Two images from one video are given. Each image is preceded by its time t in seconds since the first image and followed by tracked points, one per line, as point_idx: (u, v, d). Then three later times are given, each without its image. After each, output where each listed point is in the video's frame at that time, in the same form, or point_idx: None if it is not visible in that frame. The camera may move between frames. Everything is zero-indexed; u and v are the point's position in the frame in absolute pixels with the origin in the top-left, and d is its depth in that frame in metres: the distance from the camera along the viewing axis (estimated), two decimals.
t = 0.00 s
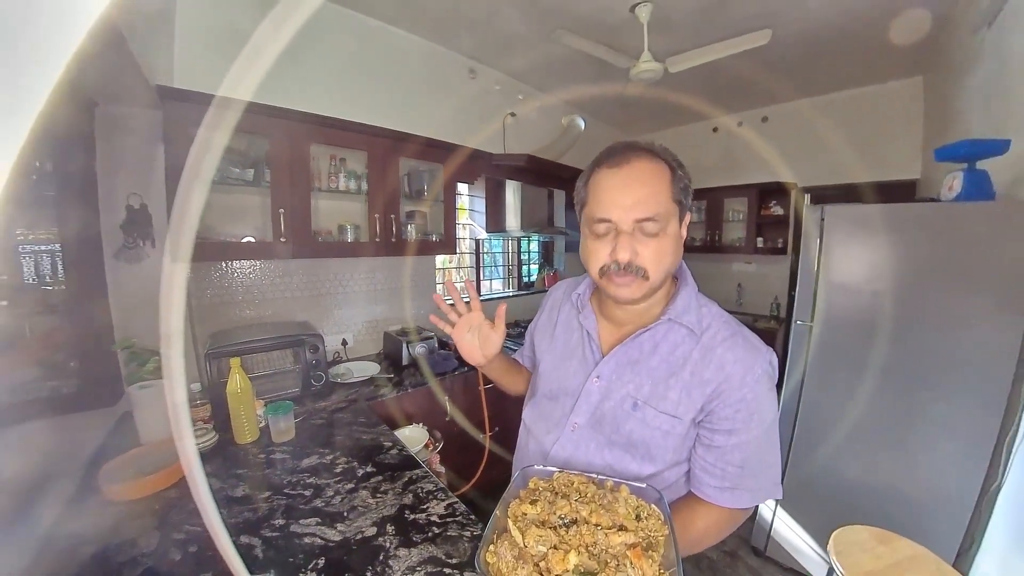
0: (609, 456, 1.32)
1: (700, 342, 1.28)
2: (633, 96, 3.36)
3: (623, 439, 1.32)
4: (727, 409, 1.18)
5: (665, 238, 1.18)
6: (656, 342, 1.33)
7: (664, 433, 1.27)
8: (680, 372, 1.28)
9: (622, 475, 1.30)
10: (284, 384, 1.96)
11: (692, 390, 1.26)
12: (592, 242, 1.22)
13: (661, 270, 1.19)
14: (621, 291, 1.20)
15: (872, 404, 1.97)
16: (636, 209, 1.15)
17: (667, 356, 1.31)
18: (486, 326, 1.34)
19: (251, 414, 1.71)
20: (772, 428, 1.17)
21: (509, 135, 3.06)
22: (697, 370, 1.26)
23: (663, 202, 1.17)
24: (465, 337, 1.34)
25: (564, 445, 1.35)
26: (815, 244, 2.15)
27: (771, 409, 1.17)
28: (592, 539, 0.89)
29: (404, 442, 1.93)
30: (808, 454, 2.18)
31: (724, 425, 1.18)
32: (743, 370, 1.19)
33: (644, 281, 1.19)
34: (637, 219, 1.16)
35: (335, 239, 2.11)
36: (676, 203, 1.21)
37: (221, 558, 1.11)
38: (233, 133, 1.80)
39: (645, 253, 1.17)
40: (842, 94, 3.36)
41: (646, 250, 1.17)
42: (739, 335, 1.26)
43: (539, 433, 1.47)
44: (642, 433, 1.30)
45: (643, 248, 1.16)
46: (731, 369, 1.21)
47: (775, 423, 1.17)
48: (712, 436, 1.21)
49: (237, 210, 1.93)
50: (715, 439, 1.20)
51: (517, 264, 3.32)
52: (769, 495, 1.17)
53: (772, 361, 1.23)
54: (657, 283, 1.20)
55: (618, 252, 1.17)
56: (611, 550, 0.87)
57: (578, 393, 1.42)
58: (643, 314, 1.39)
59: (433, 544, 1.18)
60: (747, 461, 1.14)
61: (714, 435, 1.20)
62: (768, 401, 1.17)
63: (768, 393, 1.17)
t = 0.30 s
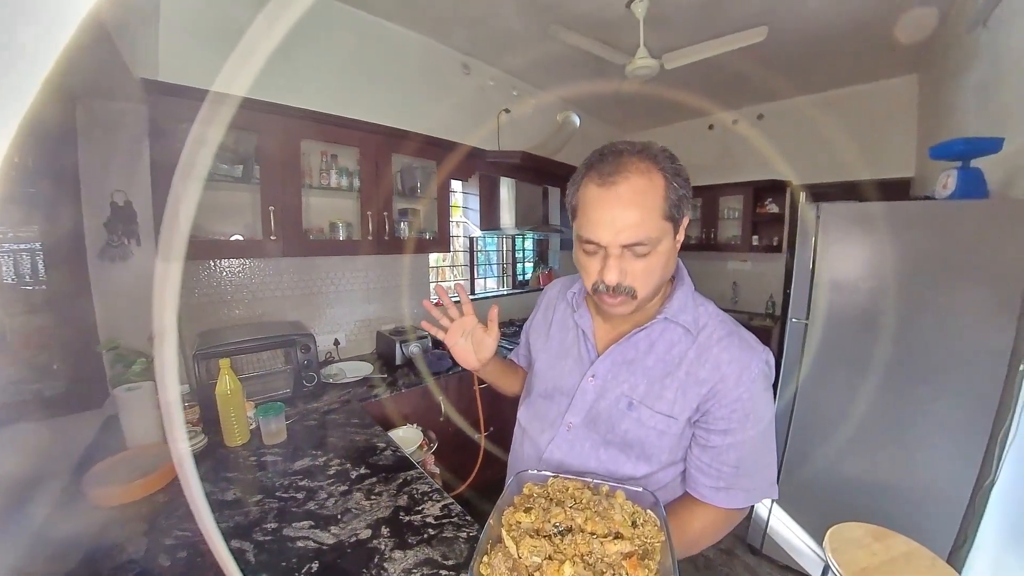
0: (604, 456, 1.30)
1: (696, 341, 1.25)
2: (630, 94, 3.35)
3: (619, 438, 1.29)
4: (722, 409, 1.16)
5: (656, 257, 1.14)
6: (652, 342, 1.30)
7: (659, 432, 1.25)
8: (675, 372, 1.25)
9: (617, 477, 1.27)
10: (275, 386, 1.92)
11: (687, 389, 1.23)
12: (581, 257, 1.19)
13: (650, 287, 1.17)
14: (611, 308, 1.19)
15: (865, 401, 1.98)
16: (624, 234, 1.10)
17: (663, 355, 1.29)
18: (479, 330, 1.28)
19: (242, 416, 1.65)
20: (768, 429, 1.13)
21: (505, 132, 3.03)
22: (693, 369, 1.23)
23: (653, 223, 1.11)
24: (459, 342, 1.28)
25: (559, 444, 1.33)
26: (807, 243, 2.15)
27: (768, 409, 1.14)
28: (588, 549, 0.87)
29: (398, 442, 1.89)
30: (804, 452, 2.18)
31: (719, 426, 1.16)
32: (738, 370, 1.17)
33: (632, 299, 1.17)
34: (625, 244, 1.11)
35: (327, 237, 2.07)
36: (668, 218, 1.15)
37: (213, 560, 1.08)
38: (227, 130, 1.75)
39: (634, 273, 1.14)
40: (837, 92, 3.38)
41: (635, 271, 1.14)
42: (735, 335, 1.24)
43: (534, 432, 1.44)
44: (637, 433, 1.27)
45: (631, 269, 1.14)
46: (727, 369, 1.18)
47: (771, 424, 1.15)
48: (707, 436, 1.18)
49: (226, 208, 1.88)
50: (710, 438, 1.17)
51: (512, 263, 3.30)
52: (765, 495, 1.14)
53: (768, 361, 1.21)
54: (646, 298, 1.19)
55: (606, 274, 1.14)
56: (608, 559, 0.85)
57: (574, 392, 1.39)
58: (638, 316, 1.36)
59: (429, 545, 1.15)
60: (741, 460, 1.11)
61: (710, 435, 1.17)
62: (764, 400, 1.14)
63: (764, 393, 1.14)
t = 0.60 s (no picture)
0: (607, 453, 1.25)
1: (698, 337, 1.21)
2: (627, 90, 3.35)
3: (622, 435, 1.24)
4: (725, 404, 1.12)
5: (665, 254, 1.11)
6: (654, 338, 1.25)
7: (662, 428, 1.20)
8: (678, 368, 1.21)
9: (621, 472, 1.22)
10: (268, 387, 1.87)
11: (690, 384, 1.19)
12: (589, 256, 1.15)
13: (659, 284, 1.14)
14: (620, 307, 1.16)
15: (861, 398, 1.98)
16: (634, 232, 1.07)
17: (665, 351, 1.24)
18: (482, 328, 1.24)
19: (235, 419, 1.60)
20: (770, 424, 1.09)
21: (500, 129, 3.00)
22: (695, 365, 1.19)
23: (662, 220, 1.08)
24: (461, 340, 1.24)
25: (561, 441, 1.27)
26: (806, 240, 2.16)
27: (769, 404, 1.10)
28: (595, 537, 0.83)
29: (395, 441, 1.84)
30: (801, 450, 2.18)
31: (723, 422, 1.12)
32: (741, 365, 1.13)
33: (642, 297, 1.14)
34: (635, 242, 1.08)
35: (319, 234, 2.02)
36: (676, 214, 1.13)
37: (200, 570, 1.02)
38: (214, 123, 1.70)
39: (644, 271, 1.11)
40: (831, 90, 3.41)
41: (644, 268, 1.11)
42: (737, 331, 1.20)
43: (535, 429, 1.38)
44: (641, 430, 1.22)
45: (641, 267, 1.10)
46: (730, 364, 1.14)
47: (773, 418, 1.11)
48: (710, 431, 1.14)
49: (214, 205, 1.84)
50: (713, 433, 1.13)
51: (507, 261, 3.28)
52: (767, 490, 1.11)
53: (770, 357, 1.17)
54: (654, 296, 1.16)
55: (616, 273, 1.10)
56: (615, 546, 0.82)
57: (576, 389, 1.33)
58: (640, 314, 1.30)
59: (432, 544, 1.12)
60: (744, 455, 1.08)
61: (713, 430, 1.14)
62: (766, 394, 1.10)
63: (766, 387, 1.10)
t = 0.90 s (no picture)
0: (615, 443, 1.23)
1: (702, 328, 1.20)
2: (626, 86, 3.35)
3: (630, 425, 1.23)
4: (729, 392, 1.12)
5: (663, 249, 1.10)
6: (660, 330, 1.24)
7: (669, 417, 1.19)
8: (683, 358, 1.20)
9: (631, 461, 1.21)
10: (266, 387, 1.84)
11: (694, 373, 1.18)
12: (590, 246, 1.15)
13: (655, 279, 1.12)
14: (615, 297, 1.14)
15: (861, 395, 1.99)
16: (632, 222, 1.06)
17: (671, 342, 1.23)
18: (493, 326, 1.22)
19: (235, 417, 1.57)
20: (770, 411, 1.10)
21: (497, 125, 2.98)
22: (700, 355, 1.18)
23: (663, 214, 1.07)
24: (472, 339, 1.23)
25: (570, 432, 1.25)
26: (802, 241, 2.13)
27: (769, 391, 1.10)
28: (611, 514, 0.82)
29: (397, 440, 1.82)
30: (800, 446, 2.19)
31: (727, 410, 1.11)
32: (744, 354, 1.13)
33: (637, 289, 1.12)
34: (632, 231, 1.07)
35: (317, 232, 1.99)
36: (678, 212, 1.11)
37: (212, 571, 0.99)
38: (225, 122, 1.68)
39: (640, 263, 1.09)
40: (827, 88, 3.46)
41: (642, 261, 1.09)
42: (739, 322, 1.20)
43: (542, 422, 1.36)
44: (648, 420, 1.21)
45: (638, 258, 1.09)
46: (733, 354, 1.14)
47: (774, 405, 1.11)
48: (714, 418, 1.14)
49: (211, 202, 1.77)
50: (716, 421, 1.13)
51: (504, 259, 3.27)
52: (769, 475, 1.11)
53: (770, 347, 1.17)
54: (650, 290, 1.14)
55: (612, 261, 1.09)
56: (631, 522, 0.80)
57: (584, 381, 1.31)
58: (645, 308, 1.29)
59: (442, 537, 1.11)
60: (748, 441, 1.08)
61: (717, 418, 1.13)
62: (766, 381, 1.10)
63: (766, 375, 1.11)
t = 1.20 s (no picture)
0: (623, 431, 1.23)
1: (705, 320, 1.20)
2: (623, 82, 3.36)
3: (637, 413, 1.22)
4: (732, 379, 1.12)
5: (681, 233, 1.10)
6: (665, 322, 1.23)
7: (675, 405, 1.19)
8: (688, 348, 1.19)
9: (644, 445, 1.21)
10: (265, 385, 1.82)
11: (699, 362, 1.17)
12: (608, 238, 1.12)
13: (676, 263, 1.11)
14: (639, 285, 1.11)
15: (858, 390, 2.02)
16: (655, 207, 1.05)
17: (676, 334, 1.21)
18: (503, 322, 1.22)
19: (237, 415, 1.55)
20: (771, 398, 1.10)
21: (494, 121, 2.97)
22: (705, 346, 1.18)
23: (680, 197, 1.08)
24: (483, 336, 1.22)
25: (579, 421, 1.24)
26: (800, 235, 2.16)
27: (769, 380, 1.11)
28: (625, 489, 0.83)
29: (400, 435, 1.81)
30: (798, 442, 2.21)
31: (731, 397, 1.12)
32: (745, 344, 1.13)
33: (660, 275, 1.10)
34: (655, 216, 1.06)
35: (317, 229, 1.97)
36: (690, 198, 1.13)
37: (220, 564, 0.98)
38: (215, 114, 1.64)
39: (665, 247, 1.08)
40: (821, 85, 3.49)
41: (665, 245, 1.08)
42: (741, 314, 1.20)
43: (551, 412, 1.34)
44: (655, 408, 1.21)
45: (662, 243, 1.07)
46: (737, 344, 1.14)
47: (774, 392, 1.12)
48: (717, 406, 1.15)
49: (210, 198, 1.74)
50: (718, 407, 1.15)
51: (501, 256, 3.27)
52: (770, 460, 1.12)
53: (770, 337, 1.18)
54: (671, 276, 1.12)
55: (637, 248, 1.07)
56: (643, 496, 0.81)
57: (592, 372, 1.30)
58: (650, 301, 1.25)
59: (451, 527, 1.10)
60: (750, 427, 1.09)
61: (720, 405, 1.14)
62: (765, 370, 1.11)
63: (764, 363, 1.12)
